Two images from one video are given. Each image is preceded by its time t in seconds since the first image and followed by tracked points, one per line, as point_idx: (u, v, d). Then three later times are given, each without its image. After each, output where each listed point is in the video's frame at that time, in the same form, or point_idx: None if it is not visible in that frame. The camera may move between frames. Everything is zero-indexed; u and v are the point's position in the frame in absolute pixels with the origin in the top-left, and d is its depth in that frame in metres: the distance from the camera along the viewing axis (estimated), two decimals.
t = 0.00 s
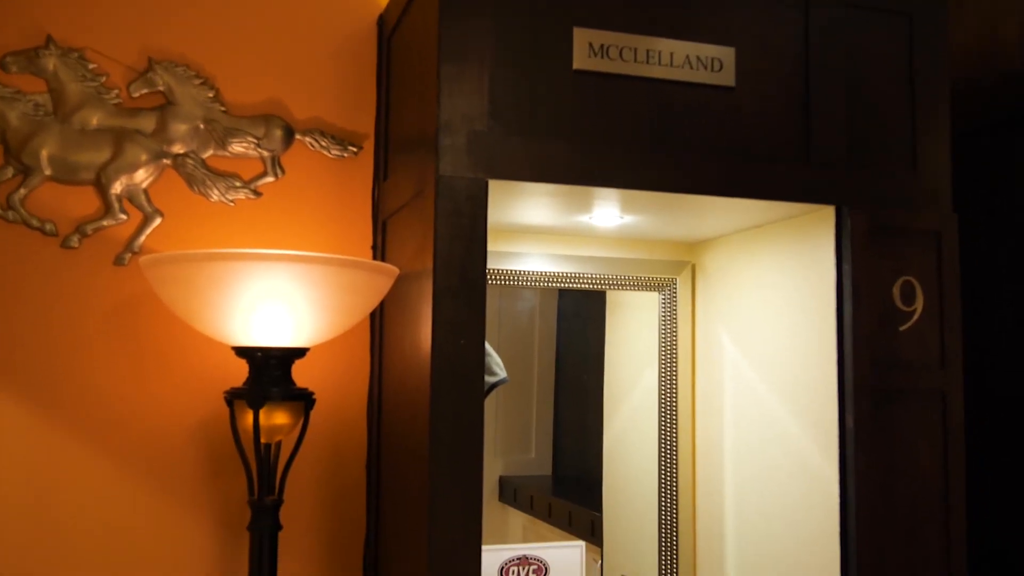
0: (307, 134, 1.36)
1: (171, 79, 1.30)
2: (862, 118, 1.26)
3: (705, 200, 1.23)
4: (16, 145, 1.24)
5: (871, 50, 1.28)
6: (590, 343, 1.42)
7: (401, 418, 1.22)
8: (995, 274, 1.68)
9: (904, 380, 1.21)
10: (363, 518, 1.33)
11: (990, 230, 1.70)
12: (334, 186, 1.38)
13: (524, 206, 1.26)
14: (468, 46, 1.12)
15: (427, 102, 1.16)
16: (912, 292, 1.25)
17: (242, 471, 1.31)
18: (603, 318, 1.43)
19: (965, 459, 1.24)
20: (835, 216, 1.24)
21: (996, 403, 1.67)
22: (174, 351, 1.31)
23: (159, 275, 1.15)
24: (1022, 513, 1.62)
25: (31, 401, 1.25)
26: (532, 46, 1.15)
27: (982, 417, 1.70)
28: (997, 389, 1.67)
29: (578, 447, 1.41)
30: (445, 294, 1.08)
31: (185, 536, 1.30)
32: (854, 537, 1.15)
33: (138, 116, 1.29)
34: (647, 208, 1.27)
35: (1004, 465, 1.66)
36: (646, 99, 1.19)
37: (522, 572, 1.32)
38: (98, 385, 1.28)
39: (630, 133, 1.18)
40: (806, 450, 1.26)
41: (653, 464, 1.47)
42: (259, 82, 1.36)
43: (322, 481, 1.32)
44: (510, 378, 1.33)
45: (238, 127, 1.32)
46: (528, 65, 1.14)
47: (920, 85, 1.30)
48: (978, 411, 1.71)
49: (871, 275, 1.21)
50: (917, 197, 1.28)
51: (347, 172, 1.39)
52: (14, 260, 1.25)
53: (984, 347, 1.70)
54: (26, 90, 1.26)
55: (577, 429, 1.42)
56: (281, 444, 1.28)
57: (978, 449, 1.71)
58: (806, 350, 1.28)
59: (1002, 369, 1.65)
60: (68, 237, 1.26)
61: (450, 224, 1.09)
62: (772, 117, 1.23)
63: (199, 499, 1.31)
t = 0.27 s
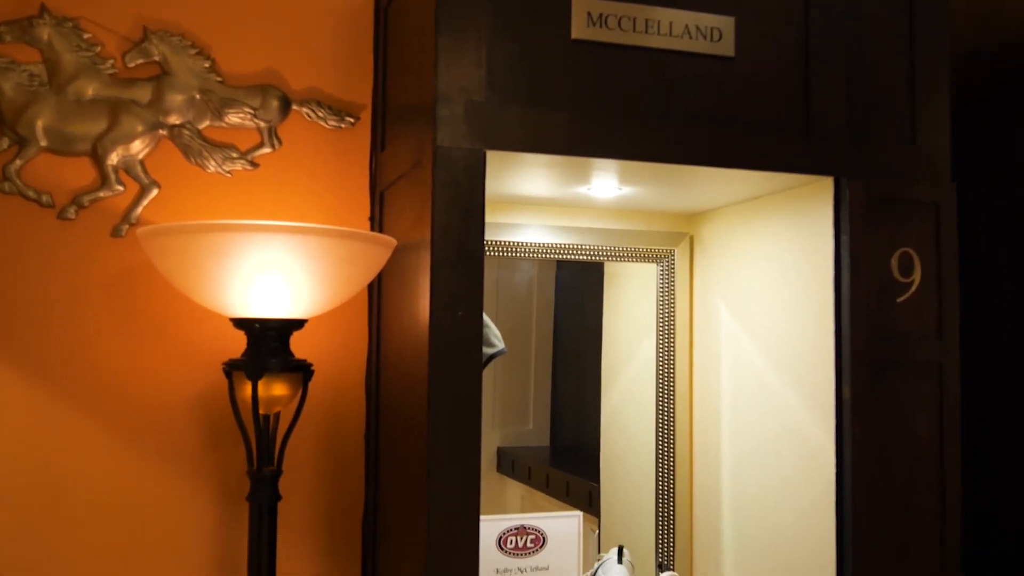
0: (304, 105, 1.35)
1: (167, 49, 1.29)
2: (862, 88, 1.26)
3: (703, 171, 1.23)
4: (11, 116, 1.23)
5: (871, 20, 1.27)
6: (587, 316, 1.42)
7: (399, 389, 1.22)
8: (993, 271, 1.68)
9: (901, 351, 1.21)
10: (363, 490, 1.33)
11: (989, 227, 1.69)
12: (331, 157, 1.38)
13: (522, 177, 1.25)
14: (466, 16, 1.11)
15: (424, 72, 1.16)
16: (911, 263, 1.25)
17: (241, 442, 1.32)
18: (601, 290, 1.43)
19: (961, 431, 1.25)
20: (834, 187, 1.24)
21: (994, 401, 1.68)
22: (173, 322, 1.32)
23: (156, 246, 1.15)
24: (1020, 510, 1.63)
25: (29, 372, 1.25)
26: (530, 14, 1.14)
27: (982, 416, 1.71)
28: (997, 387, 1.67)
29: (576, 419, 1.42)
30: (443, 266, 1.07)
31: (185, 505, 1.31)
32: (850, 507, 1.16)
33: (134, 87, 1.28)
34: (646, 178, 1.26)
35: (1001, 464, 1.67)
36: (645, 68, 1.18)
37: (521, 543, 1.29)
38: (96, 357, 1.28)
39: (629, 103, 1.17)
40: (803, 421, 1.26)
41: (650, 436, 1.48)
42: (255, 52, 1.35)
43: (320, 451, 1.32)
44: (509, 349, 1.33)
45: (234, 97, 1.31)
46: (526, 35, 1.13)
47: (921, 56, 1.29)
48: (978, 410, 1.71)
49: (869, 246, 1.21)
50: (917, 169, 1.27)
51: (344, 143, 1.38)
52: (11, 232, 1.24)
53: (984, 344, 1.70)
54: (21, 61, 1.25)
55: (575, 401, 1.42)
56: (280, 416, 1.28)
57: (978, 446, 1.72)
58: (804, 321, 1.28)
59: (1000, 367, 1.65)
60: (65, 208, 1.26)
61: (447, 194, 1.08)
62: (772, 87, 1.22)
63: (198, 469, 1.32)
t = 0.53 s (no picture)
0: (300, 75, 1.34)
1: (161, 19, 1.28)
2: (861, 59, 1.25)
3: (700, 143, 1.23)
4: (4, 86, 1.21)
5: None
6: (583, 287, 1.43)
7: (397, 359, 1.22)
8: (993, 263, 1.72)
9: (898, 323, 1.22)
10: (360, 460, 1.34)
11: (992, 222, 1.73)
12: (328, 128, 1.37)
13: (519, 149, 1.25)
14: None
15: (421, 42, 1.15)
16: (908, 235, 1.25)
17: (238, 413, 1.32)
18: (598, 261, 1.43)
19: (955, 402, 1.26)
20: (831, 159, 1.23)
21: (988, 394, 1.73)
22: (170, 293, 1.31)
23: (152, 217, 1.14)
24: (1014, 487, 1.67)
25: (25, 343, 1.25)
26: None
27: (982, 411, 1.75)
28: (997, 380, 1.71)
29: (572, 391, 1.42)
30: (440, 237, 1.07)
31: (183, 475, 1.32)
32: (845, 476, 1.16)
33: (128, 57, 1.27)
34: (643, 149, 1.26)
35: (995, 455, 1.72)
36: (643, 38, 1.17)
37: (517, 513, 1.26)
38: (93, 329, 1.28)
39: (627, 73, 1.16)
40: (800, 392, 1.27)
41: (648, 408, 1.48)
42: (250, 22, 1.34)
43: (318, 423, 1.31)
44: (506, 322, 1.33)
45: (229, 67, 1.30)
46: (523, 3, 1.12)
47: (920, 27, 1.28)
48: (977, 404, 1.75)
49: (867, 218, 1.21)
50: (916, 140, 1.27)
51: (340, 114, 1.38)
52: (5, 203, 1.24)
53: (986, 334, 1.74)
54: (13, 30, 1.23)
55: (570, 373, 1.42)
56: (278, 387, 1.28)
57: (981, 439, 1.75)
58: (802, 293, 1.27)
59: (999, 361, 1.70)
60: (60, 179, 1.25)
61: (444, 165, 1.07)
62: (772, 57, 1.21)
63: (197, 440, 1.32)
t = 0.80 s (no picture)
0: (293, 44, 1.33)
1: None
2: (858, 29, 1.24)
3: (695, 113, 1.22)
4: None
5: None
6: (578, 259, 1.42)
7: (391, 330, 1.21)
8: (997, 248, 1.71)
9: (891, 294, 1.22)
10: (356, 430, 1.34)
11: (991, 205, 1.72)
12: (322, 97, 1.36)
13: (514, 119, 1.24)
14: None
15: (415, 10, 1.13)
16: (903, 206, 1.25)
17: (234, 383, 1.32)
18: (594, 233, 1.43)
19: (948, 374, 1.26)
20: (828, 129, 1.22)
21: (987, 379, 1.72)
22: (164, 265, 1.31)
23: (145, 187, 1.13)
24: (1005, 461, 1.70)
25: (19, 314, 1.24)
26: None
27: (977, 396, 1.75)
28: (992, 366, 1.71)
29: (567, 362, 1.42)
30: (434, 206, 1.07)
31: (179, 447, 1.32)
32: (838, 444, 1.17)
33: (119, 25, 1.25)
34: (639, 120, 1.25)
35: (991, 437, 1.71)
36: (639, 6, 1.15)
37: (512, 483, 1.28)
38: (87, 301, 1.27)
39: (622, 42, 1.15)
40: (794, 362, 1.27)
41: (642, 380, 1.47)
42: None
43: (313, 394, 1.30)
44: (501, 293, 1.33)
45: (221, 36, 1.29)
46: None
47: None
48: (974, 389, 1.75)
49: (862, 189, 1.21)
50: (913, 111, 1.26)
51: (334, 83, 1.37)
52: None
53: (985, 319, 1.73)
54: None
55: (566, 345, 1.43)
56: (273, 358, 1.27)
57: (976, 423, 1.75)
58: (797, 263, 1.27)
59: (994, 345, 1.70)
60: (52, 149, 1.24)
61: (438, 135, 1.06)
62: (769, 25, 1.20)
63: (193, 412, 1.32)
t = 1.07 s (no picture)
0: (283, 13, 1.31)
1: None
2: None
3: (688, 82, 1.21)
4: None
5: None
6: (570, 231, 1.42)
7: (383, 301, 1.20)
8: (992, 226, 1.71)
9: (881, 264, 1.22)
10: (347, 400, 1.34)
11: (983, 184, 1.72)
12: (312, 66, 1.35)
13: (505, 88, 1.23)
14: None
15: None
16: (894, 177, 1.25)
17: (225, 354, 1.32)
18: (585, 204, 1.42)
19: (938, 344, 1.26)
20: (820, 99, 1.22)
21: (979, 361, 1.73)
22: (153, 235, 1.30)
23: (134, 157, 1.12)
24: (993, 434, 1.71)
25: (8, 283, 1.24)
26: None
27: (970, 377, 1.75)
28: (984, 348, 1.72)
29: (558, 332, 1.43)
30: (424, 174, 1.06)
31: (171, 417, 1.32)
32: (827, 413, 1.18)
33: None
34: (630, 90, 1.24)
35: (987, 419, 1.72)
36: None
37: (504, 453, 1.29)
38: (76, 271, 1.27)
39: (614, 10, 1.13)
40: (784, 332, 1.27)
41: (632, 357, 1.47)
42: None
43: (304, 364, 1.29)
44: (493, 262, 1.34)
45: (209, 4, 1.27)
46: None
47: None
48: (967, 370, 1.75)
49: (854, 159, 1.21)
50: (904, 80, 1.26)
51: (324, 52, 1.36)
52: None
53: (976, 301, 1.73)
54: None
55: (559, 316, 1.43)
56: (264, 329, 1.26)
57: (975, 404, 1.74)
58: (789, 233, 1.27)
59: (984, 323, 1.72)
60: (39, 119, 1.22)
61: (429, 106, 1.05)
62: None
63: (185, 382, 1.32)
